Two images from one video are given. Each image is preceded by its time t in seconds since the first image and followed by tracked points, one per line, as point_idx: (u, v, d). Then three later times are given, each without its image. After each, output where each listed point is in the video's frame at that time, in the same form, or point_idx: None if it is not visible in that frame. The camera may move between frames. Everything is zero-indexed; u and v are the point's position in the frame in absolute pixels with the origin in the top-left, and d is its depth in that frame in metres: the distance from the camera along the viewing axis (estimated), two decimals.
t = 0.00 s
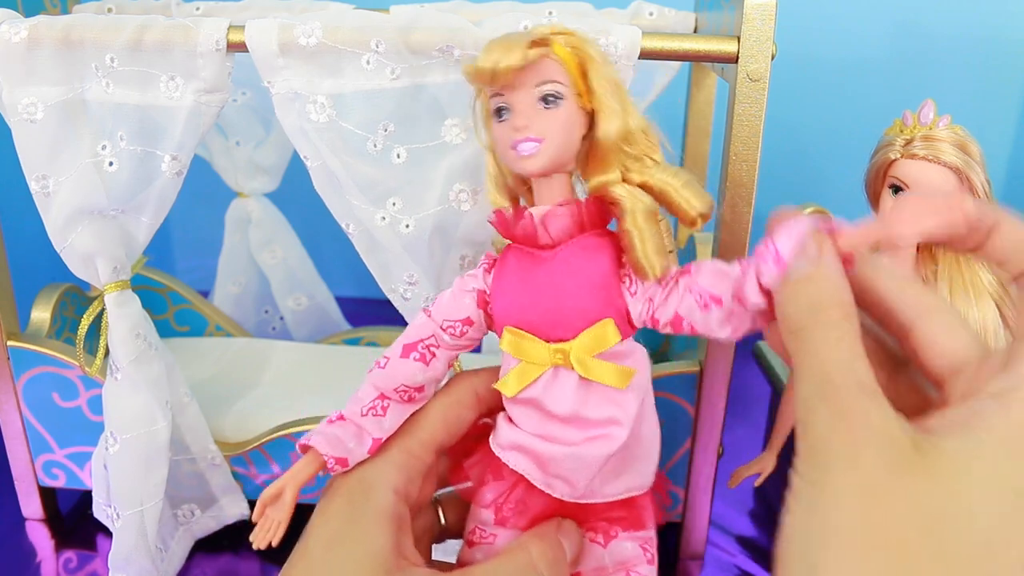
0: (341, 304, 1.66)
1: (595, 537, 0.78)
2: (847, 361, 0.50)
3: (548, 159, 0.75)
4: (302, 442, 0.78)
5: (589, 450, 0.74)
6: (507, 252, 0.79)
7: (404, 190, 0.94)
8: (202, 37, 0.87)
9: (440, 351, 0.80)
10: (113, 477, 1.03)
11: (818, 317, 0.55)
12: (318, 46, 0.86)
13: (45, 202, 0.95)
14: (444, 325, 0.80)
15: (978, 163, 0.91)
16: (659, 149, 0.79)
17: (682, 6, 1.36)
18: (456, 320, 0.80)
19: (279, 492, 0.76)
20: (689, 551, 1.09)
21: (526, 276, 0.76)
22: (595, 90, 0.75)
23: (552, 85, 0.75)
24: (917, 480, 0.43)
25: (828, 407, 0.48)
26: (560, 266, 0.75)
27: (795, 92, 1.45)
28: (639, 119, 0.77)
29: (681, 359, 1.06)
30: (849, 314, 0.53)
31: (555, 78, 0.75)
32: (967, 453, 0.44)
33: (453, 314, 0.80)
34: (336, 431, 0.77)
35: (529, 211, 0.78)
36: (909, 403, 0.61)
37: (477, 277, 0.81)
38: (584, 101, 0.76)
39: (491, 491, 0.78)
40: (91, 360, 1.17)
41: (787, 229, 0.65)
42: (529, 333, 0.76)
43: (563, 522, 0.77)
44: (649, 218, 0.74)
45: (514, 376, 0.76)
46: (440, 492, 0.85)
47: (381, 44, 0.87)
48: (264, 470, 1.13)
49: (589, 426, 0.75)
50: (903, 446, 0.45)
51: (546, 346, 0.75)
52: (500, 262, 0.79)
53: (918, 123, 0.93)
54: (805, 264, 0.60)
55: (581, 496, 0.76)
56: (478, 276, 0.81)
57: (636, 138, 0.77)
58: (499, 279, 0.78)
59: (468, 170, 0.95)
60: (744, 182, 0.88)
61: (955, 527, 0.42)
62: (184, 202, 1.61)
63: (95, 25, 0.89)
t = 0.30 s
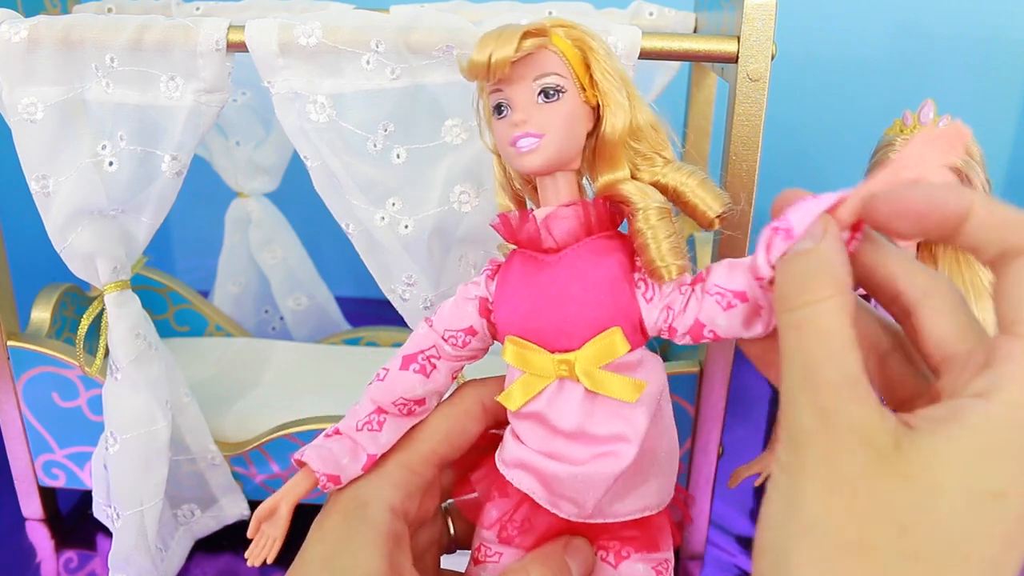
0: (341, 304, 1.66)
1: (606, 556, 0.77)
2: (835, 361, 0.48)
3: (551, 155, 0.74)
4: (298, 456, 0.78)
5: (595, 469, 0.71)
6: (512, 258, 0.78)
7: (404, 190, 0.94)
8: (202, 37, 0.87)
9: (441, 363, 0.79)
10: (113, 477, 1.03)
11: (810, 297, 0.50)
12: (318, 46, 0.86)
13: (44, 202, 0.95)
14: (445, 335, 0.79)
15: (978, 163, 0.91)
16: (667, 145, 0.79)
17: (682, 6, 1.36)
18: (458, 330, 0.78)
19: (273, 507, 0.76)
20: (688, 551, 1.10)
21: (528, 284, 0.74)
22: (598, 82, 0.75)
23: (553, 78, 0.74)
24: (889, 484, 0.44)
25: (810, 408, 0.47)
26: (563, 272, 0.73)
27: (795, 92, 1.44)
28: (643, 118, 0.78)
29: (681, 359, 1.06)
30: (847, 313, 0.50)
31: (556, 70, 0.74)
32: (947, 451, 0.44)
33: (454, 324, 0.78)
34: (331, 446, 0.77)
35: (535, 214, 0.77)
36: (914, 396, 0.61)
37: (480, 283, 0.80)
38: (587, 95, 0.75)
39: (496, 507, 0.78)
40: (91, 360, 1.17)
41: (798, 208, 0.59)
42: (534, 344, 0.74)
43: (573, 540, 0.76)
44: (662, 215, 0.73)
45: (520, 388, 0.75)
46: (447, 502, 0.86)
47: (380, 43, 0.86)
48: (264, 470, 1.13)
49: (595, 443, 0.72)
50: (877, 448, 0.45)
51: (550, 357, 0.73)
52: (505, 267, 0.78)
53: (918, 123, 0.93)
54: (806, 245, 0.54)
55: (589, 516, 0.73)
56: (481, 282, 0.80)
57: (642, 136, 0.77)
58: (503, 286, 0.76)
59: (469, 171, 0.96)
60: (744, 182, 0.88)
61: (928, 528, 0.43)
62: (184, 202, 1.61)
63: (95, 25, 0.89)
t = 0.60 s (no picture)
0: (342, 304, 1.66)
1: (610, 546, 0.75)
2: (759, 388, 0.49)
3: (525, 159, 0.76)
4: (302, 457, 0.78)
5: (593, 446, 0.70)
6: (500, 262, 0.79)
7: (405, 187, 0.94)
8: (202, 37, 0.87)
9: (441, 364, 0.80)
10: (113, 477, 1.03)
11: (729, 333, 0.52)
12: (318, 47, 0.87)
13: (45, 202, 0.95)
14: (444, 337, 0.80)
15: (978, 163, 0.91)
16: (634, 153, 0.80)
17: (682, 6, 1.36)
18: (454, 332, 0.80)
19: (281, 512, 0.76)
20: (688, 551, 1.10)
21: (517, 279, 0.75)
22: (563, 93, 0.77)
23: (521, 91, 0.76)
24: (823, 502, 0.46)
25: (732, 434, 0.50)
26: (551, 264, 0.74)
27: (795, 92, 1.45)
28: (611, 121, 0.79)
29: (681, 359, 1.06)
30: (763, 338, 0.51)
31: (524, 84, 0.76)
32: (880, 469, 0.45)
33: (452, 327, 0.80)
34: (335, 445, 0.77)
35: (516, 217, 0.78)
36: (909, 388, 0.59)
37: (474, 288, 0.81)
38: (554, 105, 0.77)
39: (498, 500, 0.77)
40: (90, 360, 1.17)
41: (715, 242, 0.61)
42: (525, 330, 0.73)
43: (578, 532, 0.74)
44: (629, 201, 0.72)
45: (512, 377, 0.75)
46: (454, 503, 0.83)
47: (380, 44, 0.86)
48: (264, 470, 1.13)
49: (591, 422, 0.71)
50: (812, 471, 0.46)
51: (541, 341, 0.72)
52: (493, 272, 0.79)
53: (918, 123, 0.93)
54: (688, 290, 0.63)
55: (592, 498, 0.72)
56: (476, 287, 0.81)
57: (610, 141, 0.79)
58: (492, 287, 0.77)
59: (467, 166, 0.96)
60: (744, 182, 0.88)
61: (869, 544, 0.44)
62: (184, 202, 1.61)
63: (95, 25, 0.89)
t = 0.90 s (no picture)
0: (341, 304, 1.66)
1: None
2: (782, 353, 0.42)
3: (580, 175, 0.69)
4: (308, 485, 0.68)
5: (629, 495, 0.64)
6: (541, 285, 0.72)
7: (404, 190, 0.93)
8: (202, 37, 0.87)
9: (468, 394, 0.73)
10: (113, 477, 1.03)
11: (766, 301, 0.43)
12: (318, 46, 0.87)
13: (44, 202, 0.95)
14: (473, 363, 0.73)
15: (977, 163, 0.91)
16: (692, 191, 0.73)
17: (682, 6, 1.36)
18: (485, 358, 0.73)
19: (285, 546, 0.65)
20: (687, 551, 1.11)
21: (560, 303, 0.69)
22: (623, 116, 0.71)
23: (578, 106, 0.70)
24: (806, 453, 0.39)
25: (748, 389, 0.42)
26: (597, 286, 0.67)
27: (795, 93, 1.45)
28: (670, 152, 0.72)
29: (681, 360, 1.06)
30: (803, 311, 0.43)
31: (581, 100, 0.70)
32: (863, 416, 0.40)
33: (483, 351, 0.73)
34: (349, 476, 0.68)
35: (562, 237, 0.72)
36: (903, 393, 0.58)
37: (506, 311, 0.74)
38: (611, 127, 0.70)
39: (524, 538, 0.69)
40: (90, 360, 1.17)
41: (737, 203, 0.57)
42: (568, 357, 0.67)
43: None
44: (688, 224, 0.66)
45: (549, 411, 0.68)
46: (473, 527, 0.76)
47: (380, 44, 0.87)
48: (264, 470, 1.13)
49: (630, 466, 0.65)
50: (788, 417, 0.40)
51: (587, 371, 0.66)
52: (533, 295, 0.72)
53: (918, 123, 0.93)
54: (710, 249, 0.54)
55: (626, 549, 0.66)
56: (507, 310, 0.74)
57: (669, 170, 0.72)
58: (532, 312, 0.71)
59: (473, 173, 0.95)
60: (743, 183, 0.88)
61: (850, 493, 0.39)
62: (184, 202, 1.61)
63: (95, 24, 0.89)
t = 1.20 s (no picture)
0: (341, 304, 1.66)
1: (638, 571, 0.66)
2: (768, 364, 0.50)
3: (569, 153, 0.68)
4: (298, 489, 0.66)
5: (628, 484, 0.63)
6: (528, 269, 0.71)
7: (405, 190, 0.93)
8: (202, 37, 0.87)
9: (457, 384, 0.72)
10: (113, 477, 1.03)
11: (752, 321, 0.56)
12: (318, 46, 0.87)
13: (44, 202, 0.95)
14: (461, 353, 0.72)
15: (978, 163, 0.91)
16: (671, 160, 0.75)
17: (681, 6, 1.36)
18: (473, 348, 0.72)
19: (278, 552, 0.64)
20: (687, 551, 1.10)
21: (551, 290, 0.68)
22: (607, 91, 0.71)
23: (564, 83, 0.69)
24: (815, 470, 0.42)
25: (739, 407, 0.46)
26: (591, 273, 0.66)
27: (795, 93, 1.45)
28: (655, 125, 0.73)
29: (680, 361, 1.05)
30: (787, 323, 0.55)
31: (565, 73, 0.69)
32: (865, 427, 0.44)
33: (470, 341, 0.72)
34: (340, 478, 0.66)
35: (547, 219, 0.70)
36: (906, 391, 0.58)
37: (493, 298, 0.74)
38: (595, 104, 0.71)
39: (520, 530, 0.67)
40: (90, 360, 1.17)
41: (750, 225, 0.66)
42: (562, 346, 0.66)
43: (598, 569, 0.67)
44: (669, 210, 0.68)
45: (544, 401, 0.67)
46: (466, 518, 0.75)
47: (380, 43, 0.87)
48: (264, 470, 1.13)
49: (627, 456, 0.64)
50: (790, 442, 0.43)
51: (583, 359, 0.65)
52: (521, 279, 0.71)
53: (918, 123, 0.92)
54: (737, 280, 0.58)
55: (623, 538, 0.65)
56: (494, 296, 0.74)
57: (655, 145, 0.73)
58: (521, 298, 0.70)
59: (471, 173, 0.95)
60: (742, 183, 0.88)
61: (863, 501, 0.42)
62: (184, 202, 1.61)
63: (95, 24, 0.89)
